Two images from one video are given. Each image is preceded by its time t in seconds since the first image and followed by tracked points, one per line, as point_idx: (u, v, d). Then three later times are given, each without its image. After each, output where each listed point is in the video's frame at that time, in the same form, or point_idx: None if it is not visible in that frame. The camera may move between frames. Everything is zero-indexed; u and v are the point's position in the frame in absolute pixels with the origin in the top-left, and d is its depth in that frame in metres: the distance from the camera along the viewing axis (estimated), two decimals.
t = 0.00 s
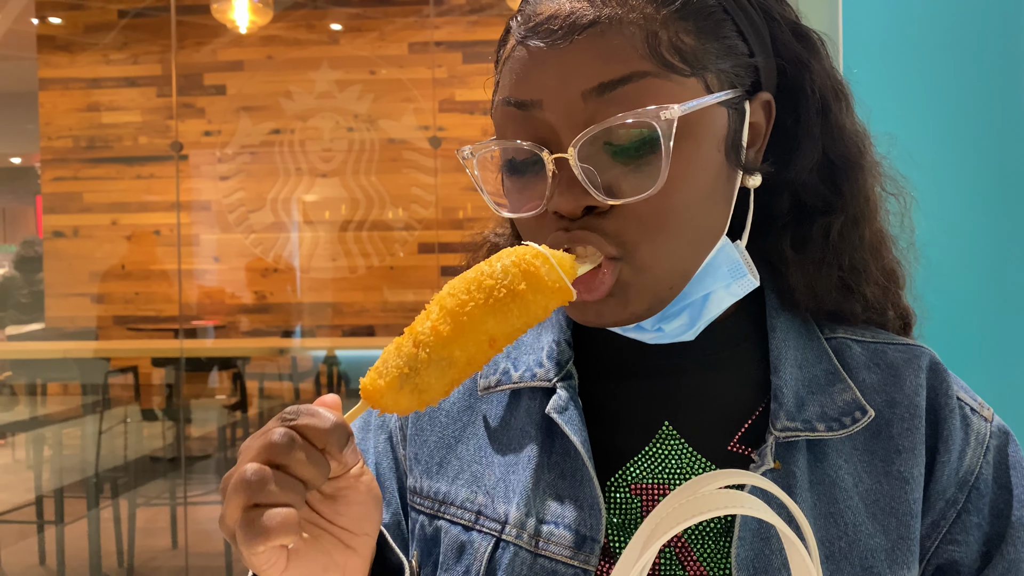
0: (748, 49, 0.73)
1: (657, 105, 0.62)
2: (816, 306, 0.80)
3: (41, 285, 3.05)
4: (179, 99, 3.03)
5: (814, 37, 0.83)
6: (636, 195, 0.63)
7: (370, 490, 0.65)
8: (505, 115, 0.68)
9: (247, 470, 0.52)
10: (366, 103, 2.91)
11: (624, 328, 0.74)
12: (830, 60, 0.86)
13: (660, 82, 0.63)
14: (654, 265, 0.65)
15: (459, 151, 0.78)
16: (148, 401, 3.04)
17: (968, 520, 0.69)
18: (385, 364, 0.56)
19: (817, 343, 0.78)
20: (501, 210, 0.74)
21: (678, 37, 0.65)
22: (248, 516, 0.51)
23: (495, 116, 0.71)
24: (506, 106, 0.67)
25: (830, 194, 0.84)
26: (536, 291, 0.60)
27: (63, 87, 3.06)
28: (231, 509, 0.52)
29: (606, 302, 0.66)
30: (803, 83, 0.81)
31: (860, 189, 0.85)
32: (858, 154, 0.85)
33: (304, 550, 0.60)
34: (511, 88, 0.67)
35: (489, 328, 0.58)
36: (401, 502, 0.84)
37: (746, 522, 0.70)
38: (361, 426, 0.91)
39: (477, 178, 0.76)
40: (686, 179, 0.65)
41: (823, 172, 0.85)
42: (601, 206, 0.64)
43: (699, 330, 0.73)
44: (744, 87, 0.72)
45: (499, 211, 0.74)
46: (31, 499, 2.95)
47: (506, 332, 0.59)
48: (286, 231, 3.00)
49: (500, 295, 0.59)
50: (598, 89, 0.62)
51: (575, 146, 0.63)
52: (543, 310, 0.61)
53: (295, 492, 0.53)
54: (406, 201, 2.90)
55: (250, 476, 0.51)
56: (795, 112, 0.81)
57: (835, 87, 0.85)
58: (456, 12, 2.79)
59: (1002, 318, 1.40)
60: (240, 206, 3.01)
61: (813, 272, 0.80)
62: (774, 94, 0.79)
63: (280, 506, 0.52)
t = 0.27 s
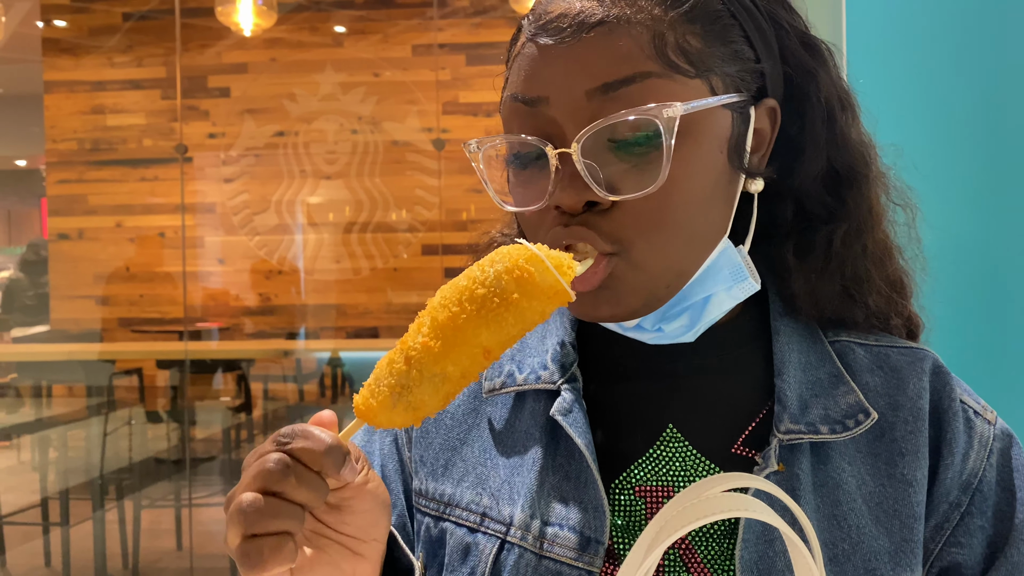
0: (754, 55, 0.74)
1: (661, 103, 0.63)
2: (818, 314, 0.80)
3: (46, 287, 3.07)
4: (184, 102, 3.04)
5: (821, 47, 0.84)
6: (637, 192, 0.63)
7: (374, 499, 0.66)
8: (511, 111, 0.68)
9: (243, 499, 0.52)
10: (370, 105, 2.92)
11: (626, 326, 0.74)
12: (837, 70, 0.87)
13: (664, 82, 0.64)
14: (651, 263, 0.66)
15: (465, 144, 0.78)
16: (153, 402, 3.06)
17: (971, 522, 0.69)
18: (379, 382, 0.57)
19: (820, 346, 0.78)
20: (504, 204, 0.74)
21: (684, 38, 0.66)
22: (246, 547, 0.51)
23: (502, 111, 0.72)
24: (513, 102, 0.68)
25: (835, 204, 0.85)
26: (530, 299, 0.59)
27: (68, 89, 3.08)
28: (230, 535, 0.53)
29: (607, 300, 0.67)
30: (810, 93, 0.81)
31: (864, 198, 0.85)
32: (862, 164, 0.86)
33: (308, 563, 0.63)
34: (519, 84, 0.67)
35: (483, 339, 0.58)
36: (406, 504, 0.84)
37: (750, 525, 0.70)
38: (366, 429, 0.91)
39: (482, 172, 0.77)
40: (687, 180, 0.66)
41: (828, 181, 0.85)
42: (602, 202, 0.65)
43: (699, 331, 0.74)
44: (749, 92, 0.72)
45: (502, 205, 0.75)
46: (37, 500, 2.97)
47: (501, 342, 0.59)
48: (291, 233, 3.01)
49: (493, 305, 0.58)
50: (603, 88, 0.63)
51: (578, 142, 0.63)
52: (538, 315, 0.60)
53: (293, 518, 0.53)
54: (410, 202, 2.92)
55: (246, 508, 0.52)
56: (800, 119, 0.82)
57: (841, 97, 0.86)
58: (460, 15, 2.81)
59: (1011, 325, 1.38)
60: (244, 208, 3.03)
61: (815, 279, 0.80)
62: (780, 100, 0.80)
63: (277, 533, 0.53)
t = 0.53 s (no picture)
0: (762, 57, 0.74)
1: (671, 94, 0.63)
2: (822, 319, 0.81)
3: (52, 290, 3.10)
4: (188, 104, 3.06)
5: (828, 54, 0.84)
6: (643, 185, 0.64)
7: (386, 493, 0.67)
8: (521, 103, 0.69)
9: (259, 504, 0.53)
10: (374, 107, 2.93)
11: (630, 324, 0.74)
12: (843, 77, 0.87)
13: (673, 79, 0.65)
14: (658, 258, 0.66)
15: (473, 136, 0.79)
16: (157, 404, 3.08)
17: (976, 524, 0.69)
18: (385, 382, 0.57)
19: (824, 348, 0.78)
20: (508, 195, 0.74)
21: (693, 37, 0.67)
22: (262, 551, 0.52)
23: (511, 105, 0.72)
24: (523, 93, 0.68)
25: (839, 208, 0.85)
26: (533, 294, 0.59)
27: (73, 92, 3.10)
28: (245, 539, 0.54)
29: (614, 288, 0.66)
30: (817, 101, 0.81)
31: (869, 205, 0.86)
32: (867, 170, 0.86)
33: (323, 560, 0.65)
34: (530, 76, 0.68)
35: (488, 336, 0.58)
36: (411, 505, 0.85)
37: (755, 526, 0.70)
38: (371, 431, 0.92)
39: (489, 166, 0.77)
40: (694, 175, 0.66)
41: (833, 186, 0.86)
42: (607, 193, 0.65)
43: (705, 330, 0.73)
44: (757, 94, 0.73)
45: (507, 196, 0.75)
46: (42, 501, 3.01)
47: (506, 338, 0.59)
48: (295, 235, 3.02)
49: (496, 301, 0.58)
50: (612, 82, 0.63)
51: (587, 132, 0.63)
52: (542, 307, 0.60)
53: (308, 520, 0.54)
54: (414, 204, 2.93)
55: (261, 513, 0.52)
56: (807, 126, 0.81)
57: (848, 105, 0.86)
58: (463, 16, 2.81)
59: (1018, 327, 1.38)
60: (248, 209, 3.04)
61: (819, 287, 0.81)
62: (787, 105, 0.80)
63: (293, 535, 0.53)
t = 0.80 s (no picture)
0: (773, 51, 0.75)
1: (696, 83, 0.64)
2: (830, 314, 0.80)
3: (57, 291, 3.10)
4: (193, 105, 3.07)
5: (832, 51, 0.84)
6: (666, 174, 0.64)
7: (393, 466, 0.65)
8: (536, 100, 0.69)
9: (271, 471, 0.52)
10: (378, 107, 2.94)
11: (644, 321, 0.73)
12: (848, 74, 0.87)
13: (694, 69, 0.65)
14: (683, 246, 0.66)
15: (488, 135, 0.79)
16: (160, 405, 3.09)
17: (982, 525, 0.69)
18: (398, 356, 0.57)
19: (830, 349, 0.78)
20: (525, 193, 0.74)
21: (710, 29, 0.67)
22: (271, 518, 0.51)
23: (524, 102, 0.72)
24: (538, 89, 0.68)
25: (845, 205, 0.85)
26: (544, 275, 0.59)
27: (77, 93, 3.11)
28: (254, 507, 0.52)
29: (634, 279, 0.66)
30: (821, 95, 0.82)
31: (875, 201, 0.85)
32: (872, 167, 0.87)
33: (333, 531, 0.62)
34: (546, 72, 0.68)
35: (499, 313, 0.58)
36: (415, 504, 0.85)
37: (759, 527, 0.70)
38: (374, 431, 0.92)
39: (506, 164, 0.78)
40: (715, 166, 0.66)
41: (838, 183, 0.86)
42: (630, 184, 0.64)
43: (721, 322, 0.73)
44: (769, 88, 0.73)
45: (524, 194, 0.75)
46: (48, 501, 2.98)
47: (517, 316, 0.59)
48: (299, 235, 3.03)
49: (508, 280, 0.59)
50: (633, 73, 0.64)
51: (610, 122, 0.63)
52: (552, 288, 0.60)
53: (320, 489, 0.53)
54: (418, 204, 2.93)
55: (273, 479, 0.51)
56: (812, 122, 0.83)
57: (853, 101, 0.87)
58: (467, 17, 2.81)
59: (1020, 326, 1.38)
60: (252, 210, 3.05)
61: (828, 281, 0.80)
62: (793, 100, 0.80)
63: (304, 503, 0.52)
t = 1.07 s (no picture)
0: (774, 55, 0.74)
1: (691, 99, 0.64)
2: (835, 314, 0.80)
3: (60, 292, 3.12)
4: (196, 105, 3.08)
5: (837, 50, 0.84)
6: (661, 188, 0.64)
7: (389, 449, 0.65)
8: (535, 109, 0.69)
9: (261, 456, 0.53)
10: (381, 107, 2.94)
11: (644, 323, 0.74)
12: (853, 72, 0.87)
13: (690, 81, 0.65)
14: (677, 257, 0.67)
15: (487, 143, 0.80)
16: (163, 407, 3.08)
17: (987, 526, 0.69)
18: (403, 356, 0.56)
19: (835, 348, 0.78)
20: (526, 202, 0.75)
21: (708, 37, 0.67)
22: (256, 502, 0.52)
23: (523, 109, 0.73)
24: (536, 100, 0.69)
25: (850, 205, 0.85)
26: (562, 292, 0.57)
27: (80, 93, 3.12)
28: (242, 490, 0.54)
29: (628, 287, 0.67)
30: (827, 94, 0.81)
31: (879, 201, 0.86)
32: (877, 167, 0.87)
33: (314, 518, 0.60)
34: (543, 82, 0.68)
35: (509, 324, 0.57)
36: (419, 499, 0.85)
37: (764, 525, 0.70)
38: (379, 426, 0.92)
39: (504, 172, 0.78)
40: (711, 177, 0.66)
41: (843, 183, 0.86)
42: (625, 198, 0.65)
43: (718, 328, 0.74)
44: (769, 92, 0.73)
45: (523, 203, 0.76)
46: (50, 501, 3.03)
47: (528, 329, 0.58)
48: (302, 235, 3.03)
49: (523, 292, 0.57)
50: (629, 84, 0.64)
51: (604, 138, 0.64)
52: (571, 306, 0.58)
53: (308, 479, 0.54)
54: (421, 205, 2.93)
55: (263, 465, 0.52)
56: (817, 121, 0.82)
57: (858, 99, 0.86)
58: (470, 17, 2.81)
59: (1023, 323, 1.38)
60: (255, 210, 3.06)
61: (832, 280, 0.80)
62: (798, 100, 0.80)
63: (289, 491, 0.53)
